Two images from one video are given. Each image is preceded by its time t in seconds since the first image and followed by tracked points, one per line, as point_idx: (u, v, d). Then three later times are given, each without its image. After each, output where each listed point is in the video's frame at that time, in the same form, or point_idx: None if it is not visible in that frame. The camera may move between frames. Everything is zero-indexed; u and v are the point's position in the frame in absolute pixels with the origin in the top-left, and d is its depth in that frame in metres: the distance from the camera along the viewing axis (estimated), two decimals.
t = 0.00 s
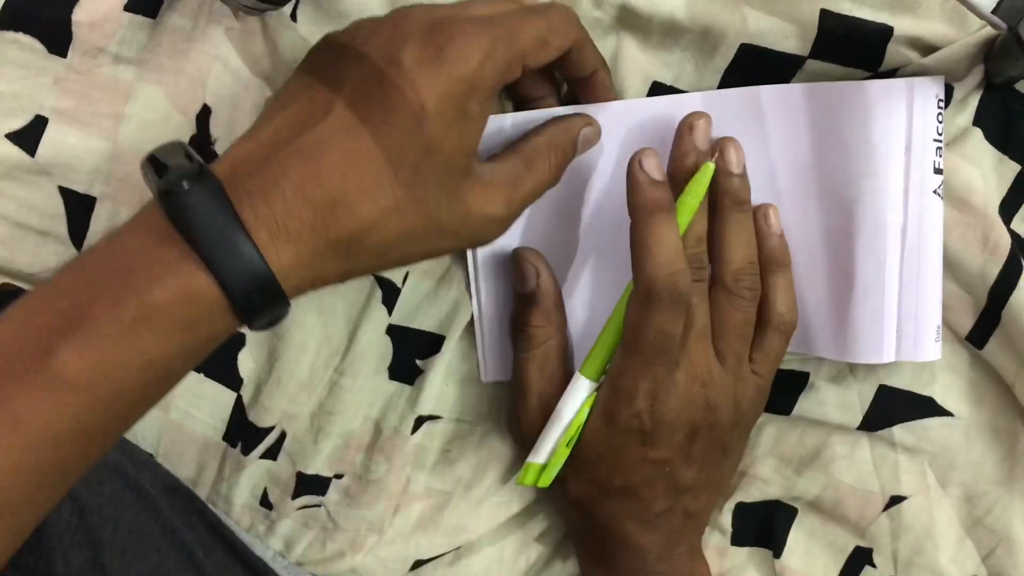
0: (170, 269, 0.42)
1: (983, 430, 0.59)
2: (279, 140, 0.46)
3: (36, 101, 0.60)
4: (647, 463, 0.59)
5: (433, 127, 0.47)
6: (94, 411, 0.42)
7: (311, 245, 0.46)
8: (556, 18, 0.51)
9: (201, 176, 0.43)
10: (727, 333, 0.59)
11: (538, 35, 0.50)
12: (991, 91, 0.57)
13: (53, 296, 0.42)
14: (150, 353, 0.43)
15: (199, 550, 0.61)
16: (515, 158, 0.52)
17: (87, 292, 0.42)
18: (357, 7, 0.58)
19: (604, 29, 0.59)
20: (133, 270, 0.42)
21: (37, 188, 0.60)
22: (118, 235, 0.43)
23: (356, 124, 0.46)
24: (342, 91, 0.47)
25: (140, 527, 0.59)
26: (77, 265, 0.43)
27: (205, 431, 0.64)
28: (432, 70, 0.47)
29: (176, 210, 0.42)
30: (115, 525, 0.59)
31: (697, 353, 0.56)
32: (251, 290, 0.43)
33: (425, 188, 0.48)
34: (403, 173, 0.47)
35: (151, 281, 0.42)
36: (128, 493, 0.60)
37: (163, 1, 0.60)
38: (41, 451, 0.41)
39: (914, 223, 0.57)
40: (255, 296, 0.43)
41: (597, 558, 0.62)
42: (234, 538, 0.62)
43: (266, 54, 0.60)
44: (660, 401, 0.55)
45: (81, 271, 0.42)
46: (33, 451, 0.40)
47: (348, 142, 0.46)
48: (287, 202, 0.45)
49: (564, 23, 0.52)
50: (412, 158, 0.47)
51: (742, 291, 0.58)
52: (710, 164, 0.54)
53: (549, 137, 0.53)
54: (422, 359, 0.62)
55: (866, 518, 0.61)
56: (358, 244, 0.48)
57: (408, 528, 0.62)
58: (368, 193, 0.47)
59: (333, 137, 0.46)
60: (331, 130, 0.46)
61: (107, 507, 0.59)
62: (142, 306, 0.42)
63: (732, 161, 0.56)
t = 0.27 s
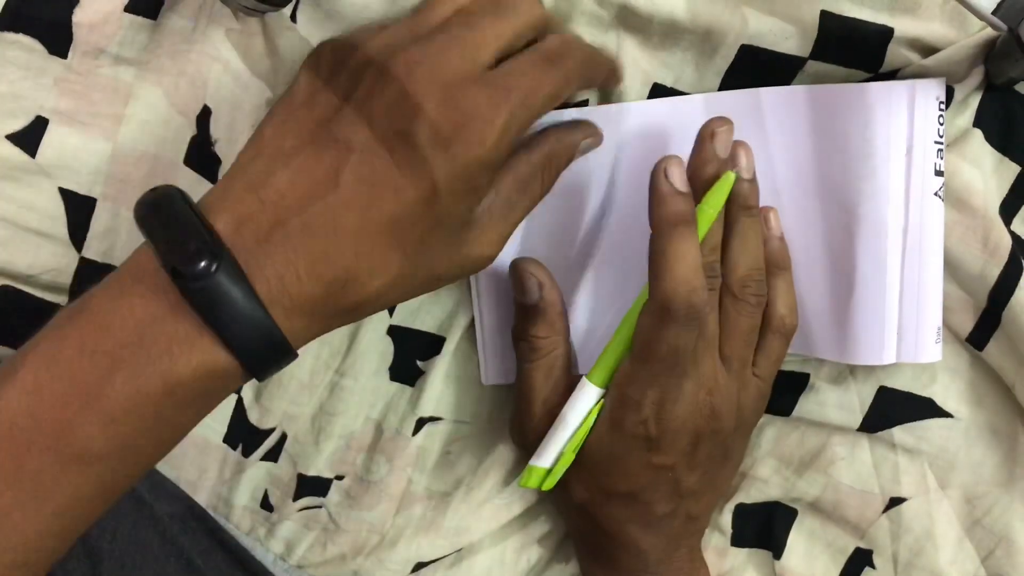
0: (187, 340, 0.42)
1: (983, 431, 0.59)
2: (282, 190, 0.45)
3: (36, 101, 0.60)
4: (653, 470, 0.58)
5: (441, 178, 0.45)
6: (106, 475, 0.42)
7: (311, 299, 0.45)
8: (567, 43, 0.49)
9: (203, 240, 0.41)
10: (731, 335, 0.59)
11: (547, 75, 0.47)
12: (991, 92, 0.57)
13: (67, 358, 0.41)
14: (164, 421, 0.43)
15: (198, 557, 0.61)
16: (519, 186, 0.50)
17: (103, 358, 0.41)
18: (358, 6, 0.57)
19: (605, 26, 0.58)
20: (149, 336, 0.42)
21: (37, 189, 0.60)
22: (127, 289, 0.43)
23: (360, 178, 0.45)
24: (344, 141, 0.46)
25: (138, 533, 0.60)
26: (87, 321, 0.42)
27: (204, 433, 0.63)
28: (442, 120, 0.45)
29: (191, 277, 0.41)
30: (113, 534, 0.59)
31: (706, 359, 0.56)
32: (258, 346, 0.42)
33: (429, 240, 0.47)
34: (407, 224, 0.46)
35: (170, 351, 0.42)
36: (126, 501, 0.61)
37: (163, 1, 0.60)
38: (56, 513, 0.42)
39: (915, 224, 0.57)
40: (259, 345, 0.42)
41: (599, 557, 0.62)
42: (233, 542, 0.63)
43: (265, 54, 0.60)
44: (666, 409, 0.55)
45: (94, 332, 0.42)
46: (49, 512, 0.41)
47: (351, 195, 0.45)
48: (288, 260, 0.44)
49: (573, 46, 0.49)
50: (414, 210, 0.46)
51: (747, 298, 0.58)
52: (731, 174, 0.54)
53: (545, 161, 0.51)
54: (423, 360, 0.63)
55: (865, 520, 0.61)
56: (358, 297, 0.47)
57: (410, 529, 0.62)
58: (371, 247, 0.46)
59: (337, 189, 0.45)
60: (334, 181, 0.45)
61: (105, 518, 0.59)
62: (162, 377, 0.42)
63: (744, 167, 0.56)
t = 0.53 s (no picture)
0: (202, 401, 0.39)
1: (982, 430, 0.59)
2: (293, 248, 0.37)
3: (36, 101, 0.60)
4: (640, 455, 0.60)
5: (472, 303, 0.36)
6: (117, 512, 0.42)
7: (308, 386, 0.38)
8: (693, 138, 0.33)
9: (236, 307, 0.37)
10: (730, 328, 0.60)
11: (634, 211, 0.34)
12: (991, 92, 0.57)
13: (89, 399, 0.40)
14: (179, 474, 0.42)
15: (197, 556, 0.62)
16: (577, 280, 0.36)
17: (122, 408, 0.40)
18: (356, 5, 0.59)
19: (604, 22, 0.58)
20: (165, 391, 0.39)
21: (36, 189, 0.60)
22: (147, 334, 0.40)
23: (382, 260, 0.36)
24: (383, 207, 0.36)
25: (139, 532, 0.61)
26: (101, 366, 0.40)
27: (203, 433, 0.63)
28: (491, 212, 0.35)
29: (220, 350, 0.37)
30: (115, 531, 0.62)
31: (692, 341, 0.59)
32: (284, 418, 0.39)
33: (437, 350, 0.37)
34: (417, 331, 0.37)
35: (186, 413, 0.39)
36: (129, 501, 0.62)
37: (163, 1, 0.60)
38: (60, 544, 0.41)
39: (911, 220, 0.57)
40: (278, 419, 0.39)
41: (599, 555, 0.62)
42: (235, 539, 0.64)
43: (266, 55, 0.60)
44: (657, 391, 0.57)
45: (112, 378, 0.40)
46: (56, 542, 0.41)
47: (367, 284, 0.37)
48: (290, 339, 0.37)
49: (678, 154, 0.33)
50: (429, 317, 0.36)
51: (744, 289, 0.60)
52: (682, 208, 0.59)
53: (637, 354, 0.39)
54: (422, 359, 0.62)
55: (864, 519, 0.61)
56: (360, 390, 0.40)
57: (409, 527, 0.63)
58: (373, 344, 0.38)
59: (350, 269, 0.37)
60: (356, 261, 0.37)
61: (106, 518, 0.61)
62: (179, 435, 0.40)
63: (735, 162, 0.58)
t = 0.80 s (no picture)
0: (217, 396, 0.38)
1: (981, 431, 0.59)
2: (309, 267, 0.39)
3: (36, 101, 0.60)
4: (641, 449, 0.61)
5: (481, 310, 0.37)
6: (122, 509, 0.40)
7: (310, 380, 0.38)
8: (716, 201, 0.36)
9: (256, 303, 0.37)
10: (729, 328, 0.61)
11: (658, 220, 0.36)
12: (991, 92, 0.57)
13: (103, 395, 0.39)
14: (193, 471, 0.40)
15: (197, 555, 0.62)
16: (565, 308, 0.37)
17: (134, 403, 0.39)
18: (356, 5, 0.59)
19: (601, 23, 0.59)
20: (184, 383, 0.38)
21: (36, 189, 0.60)
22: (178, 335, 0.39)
23: (399, 276, 0.38)
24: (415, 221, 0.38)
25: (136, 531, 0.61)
26: (115, 355, 0.39)
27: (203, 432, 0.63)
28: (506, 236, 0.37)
29: (235, 346, 0.37)
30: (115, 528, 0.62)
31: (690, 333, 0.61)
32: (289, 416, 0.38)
33: (425, 362, 0.38)
34: (418, 344, 0.37)
35: (200, 407, 0.38)
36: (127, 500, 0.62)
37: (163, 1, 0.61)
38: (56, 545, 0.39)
39: (911, 220, 0.57)
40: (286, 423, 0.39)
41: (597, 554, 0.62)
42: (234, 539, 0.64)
43: (266, 55, 0.60)
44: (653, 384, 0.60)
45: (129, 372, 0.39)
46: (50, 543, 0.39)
47: (386, 295, 0.38)
48: (304, 328, 0.38)
49: (705, 210, 0.36)
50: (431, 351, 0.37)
51: (743, 288, 0.60)
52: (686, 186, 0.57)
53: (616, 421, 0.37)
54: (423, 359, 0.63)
55: (863, 519, 0.61)
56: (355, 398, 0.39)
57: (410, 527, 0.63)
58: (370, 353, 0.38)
59: (368, 293, 0.38)
60: (376, 274, 0.38)
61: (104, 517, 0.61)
62: (193, 428, 0.39)
63: (731, 160, 0.58)
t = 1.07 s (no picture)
0: (242, 365, 0.45)
1: (982, 431, 0.59)
2: (346, 237, 0.45)
3: (36, 101, 0.60)
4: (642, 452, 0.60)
5: (499, 273, 0.42)
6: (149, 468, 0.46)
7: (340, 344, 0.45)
8: (721, 160, 0.39)
9: (281, 269, 0.43)
10: (729, 326, 0.60)
11: (664, 203, 0.40)
12: (991, 92, 0.57)
13: (139, 363, 0.45)
14: (218, 432, 0.47)
15: (197, 553, 0.62)
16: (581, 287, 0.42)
17: (166, 370, 0.45)
18: (355, 5, 0.59)
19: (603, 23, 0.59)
20: (208, 352, 0.45)
21: (37, 189, 0.60)
22: (198, 307, 0.45)
23: (440, 249, 0.44)
24: (444, 193, 0.44)
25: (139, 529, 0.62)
26: (150, 328, 0.45)
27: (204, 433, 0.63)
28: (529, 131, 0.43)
29: (262, 307, 0.42)
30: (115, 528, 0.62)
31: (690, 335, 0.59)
32: (308, 373, 0.44)
33: (450, 317, 0.43)
34: (441, 301, 0.43)
35: (225, 374, 0.45)
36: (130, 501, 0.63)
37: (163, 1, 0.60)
38: (94, 498, 0.45)
39: (910, 219, 0.57)
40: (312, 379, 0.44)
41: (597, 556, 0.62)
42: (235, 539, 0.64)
43: (266, 55, 0.60)
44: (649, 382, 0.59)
45: (158, 343, 0.45)
46: (90, 495, 0.45)
47: (411, 254, 0.44)
48: (343, 305, 0.45)
49: (709, 168, 0.39)
50: (462, 203, 0.44)
51: (742, 286, 0.60)
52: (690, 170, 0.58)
53: (636, 197, 0.40)
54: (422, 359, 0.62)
55: (864, 519, 0.61)
56: (385, 362, 0.46)
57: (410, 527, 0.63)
58: (403, 312, 0.44)
59: (399, 258, 0.44)
60: (406, 243, 0.44)
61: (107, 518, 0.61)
62: (219, 392, 0.45)
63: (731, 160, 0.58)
